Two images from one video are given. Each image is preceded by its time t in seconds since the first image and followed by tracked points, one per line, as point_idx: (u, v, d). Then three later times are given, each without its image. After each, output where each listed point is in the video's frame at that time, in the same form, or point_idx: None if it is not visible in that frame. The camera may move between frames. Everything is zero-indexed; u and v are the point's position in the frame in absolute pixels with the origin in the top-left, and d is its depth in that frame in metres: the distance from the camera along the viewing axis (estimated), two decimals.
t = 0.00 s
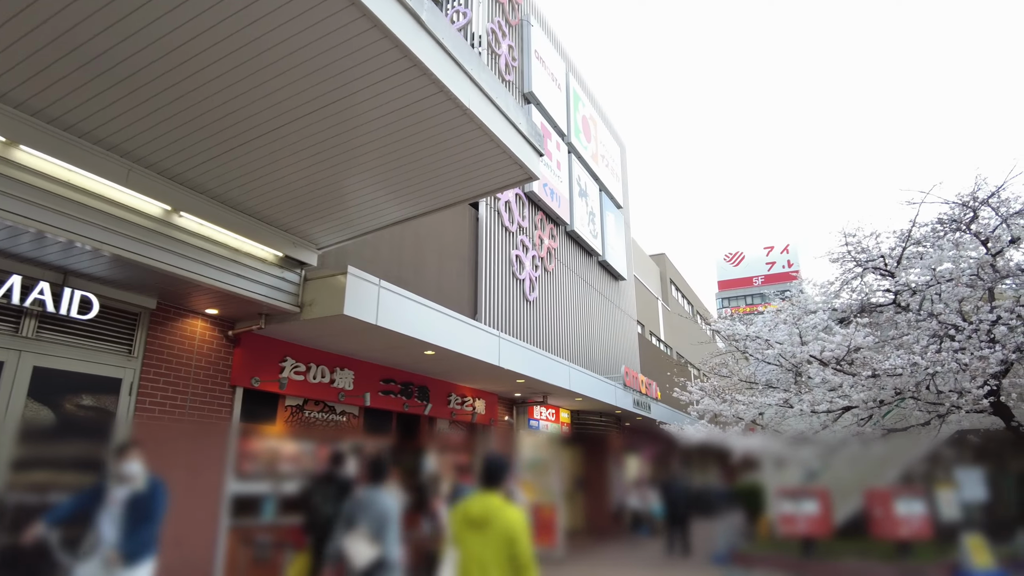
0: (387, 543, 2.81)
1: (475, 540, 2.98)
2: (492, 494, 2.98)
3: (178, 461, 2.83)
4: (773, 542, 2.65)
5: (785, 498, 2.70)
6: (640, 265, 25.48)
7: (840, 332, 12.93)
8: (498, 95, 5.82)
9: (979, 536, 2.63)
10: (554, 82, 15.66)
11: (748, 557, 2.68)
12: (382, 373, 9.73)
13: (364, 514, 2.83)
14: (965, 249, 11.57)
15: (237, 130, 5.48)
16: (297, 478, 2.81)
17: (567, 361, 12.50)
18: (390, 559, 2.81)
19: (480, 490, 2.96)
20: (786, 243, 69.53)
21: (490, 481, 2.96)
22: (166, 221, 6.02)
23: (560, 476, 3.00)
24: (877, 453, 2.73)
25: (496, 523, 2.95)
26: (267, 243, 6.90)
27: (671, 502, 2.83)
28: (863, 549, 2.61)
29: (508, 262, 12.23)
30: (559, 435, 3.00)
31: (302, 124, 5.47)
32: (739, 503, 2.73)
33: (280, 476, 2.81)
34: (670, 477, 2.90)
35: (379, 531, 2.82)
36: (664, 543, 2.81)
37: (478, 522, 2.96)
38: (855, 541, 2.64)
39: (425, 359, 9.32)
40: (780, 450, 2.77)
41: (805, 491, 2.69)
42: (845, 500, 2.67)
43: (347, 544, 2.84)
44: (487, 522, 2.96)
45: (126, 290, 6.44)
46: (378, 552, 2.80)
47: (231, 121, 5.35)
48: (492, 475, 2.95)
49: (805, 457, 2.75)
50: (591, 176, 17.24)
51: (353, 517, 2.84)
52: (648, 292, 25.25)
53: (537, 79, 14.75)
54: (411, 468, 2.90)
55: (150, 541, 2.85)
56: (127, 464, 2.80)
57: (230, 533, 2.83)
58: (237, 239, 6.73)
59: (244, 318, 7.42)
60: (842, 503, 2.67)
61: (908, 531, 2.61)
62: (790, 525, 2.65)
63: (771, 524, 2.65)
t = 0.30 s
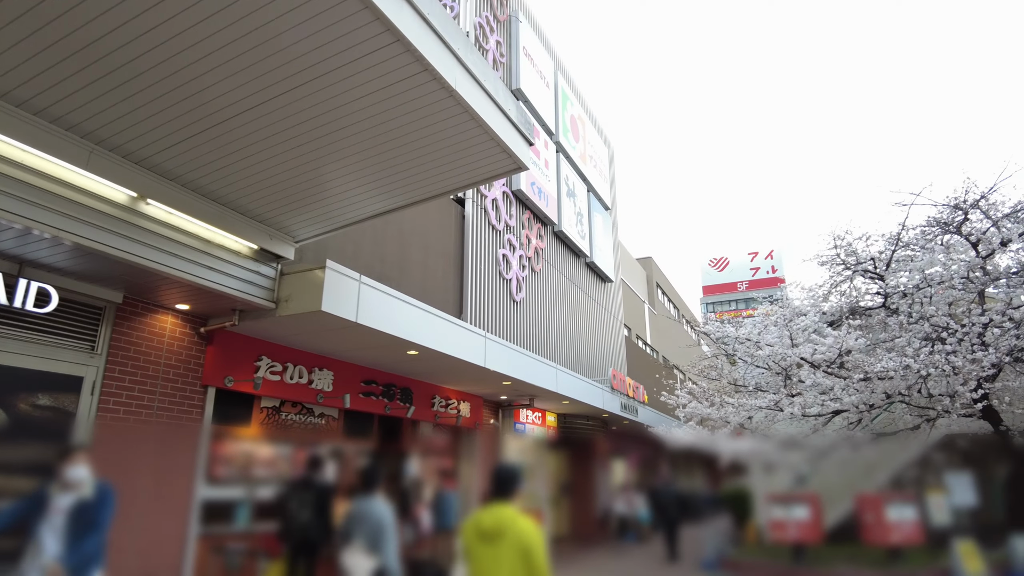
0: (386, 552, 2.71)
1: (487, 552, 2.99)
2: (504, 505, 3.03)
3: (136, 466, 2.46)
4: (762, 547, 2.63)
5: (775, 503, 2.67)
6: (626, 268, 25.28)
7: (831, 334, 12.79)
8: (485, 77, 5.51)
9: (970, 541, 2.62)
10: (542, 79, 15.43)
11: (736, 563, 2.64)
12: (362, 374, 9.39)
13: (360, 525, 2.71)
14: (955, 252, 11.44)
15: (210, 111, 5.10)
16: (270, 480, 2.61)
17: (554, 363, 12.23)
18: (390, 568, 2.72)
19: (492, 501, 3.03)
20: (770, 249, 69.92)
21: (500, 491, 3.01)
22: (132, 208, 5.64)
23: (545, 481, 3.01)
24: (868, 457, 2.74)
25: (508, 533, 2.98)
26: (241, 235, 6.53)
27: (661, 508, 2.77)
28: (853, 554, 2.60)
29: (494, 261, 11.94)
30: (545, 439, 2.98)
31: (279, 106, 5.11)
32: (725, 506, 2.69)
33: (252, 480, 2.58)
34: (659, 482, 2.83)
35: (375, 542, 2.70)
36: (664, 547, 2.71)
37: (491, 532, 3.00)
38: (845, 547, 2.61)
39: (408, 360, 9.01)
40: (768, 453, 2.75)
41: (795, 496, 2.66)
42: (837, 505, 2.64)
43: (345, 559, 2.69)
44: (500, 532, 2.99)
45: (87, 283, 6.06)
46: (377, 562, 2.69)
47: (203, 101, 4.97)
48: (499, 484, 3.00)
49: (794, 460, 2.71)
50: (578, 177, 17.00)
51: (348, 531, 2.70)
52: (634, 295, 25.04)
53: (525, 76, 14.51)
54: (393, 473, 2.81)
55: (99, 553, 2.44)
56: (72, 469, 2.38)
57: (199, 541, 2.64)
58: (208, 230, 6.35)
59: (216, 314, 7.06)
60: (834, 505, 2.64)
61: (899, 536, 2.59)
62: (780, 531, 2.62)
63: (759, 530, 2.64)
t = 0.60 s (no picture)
0: (388, 550, 2.60)
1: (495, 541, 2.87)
2: (520, 498, 2.86)
3: (94, 467, 2.44)
4: (756, 549, 2.43)
5: (770, 504, 2.47)
6: (616, 267, 25.05)
7: (827, 333, 12.58)
8: (480, 53, 5.22)
9: (968, 542, 2.38)
10: (534, 73, 15.17)
11: (731, 566, 2.45)
12: (348, 370, 9.06)
13: (362, 520, 2.60)
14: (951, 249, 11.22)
15: (189, 87, 4.77)
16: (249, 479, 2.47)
17: (546, 361, 11.95)
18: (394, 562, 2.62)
19: (505, 494, 2.84)
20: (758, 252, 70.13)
21: (514, 486, 2.82)
22: (104, 189, 5.29)
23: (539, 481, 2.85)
24: (862, 456, 2.49)
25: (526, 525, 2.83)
26: (220, 221, 6.20)
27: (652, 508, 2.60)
28: (848, 555, 2.38)
29: (485, 256, 11.65)
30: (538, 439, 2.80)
31: (261, 79, 4.77)
32: (715, 506, 2.52)
33: (231, 480, 2.48)
34: (648, 481, 2.69)
35: (376, 538, 2.60)
36: (656, 546, 2.57)
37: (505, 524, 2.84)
38: (842, 548, 2.39)
39: (396, 356, 8.71)
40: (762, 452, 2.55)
41: (792, 496, 2.44)
42: (831, 505, 2.42)
43: (347, 556, 2.60)
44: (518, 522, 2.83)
45: (55, 270, 5.72)
46: (379, 558, 2.61)
47: (177, 72, 4.62)
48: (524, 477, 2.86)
49: (789, 460, 2.50)
50: (571, 173, 16.73)
51: (348, 526, 2.60)
52: (625, 295, 24.84)
53: (517, 69, 14.25)
54: (379, 475, 2.63)
55: (44, 552, 2.45)
56: (22, 465, 2.38)
57: (174, 543, 2.52)
58: (186, 215, 6.00)
59: (194, 305, 6.72)
60: (830, 506, 2.42)
61: (896, 538, 2.36)
62: (775, 533, 2.41)
63: (752, 531, 2.44)
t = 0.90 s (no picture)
0: (407, 560, 2.67)
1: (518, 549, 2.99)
2: (550, 509, 2.95)
3: (63, 470, 2.55)
4: (755, 554, 2.45)
5: (769, 509, 2.47)
6: (610, 268, 24.79)
7: (828, 335, 11.96)
8: (478, 29, 4.92)
9: (969, 547, 2.33)
10: (529, 69, 14.90)
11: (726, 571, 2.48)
12: (337, 369, 8.75)
13: (378, 532, 2.65)
14: (952, 249, 10.99)
15: (171, 64, 4.47)
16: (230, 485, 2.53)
17: (539, 362, 11.65)
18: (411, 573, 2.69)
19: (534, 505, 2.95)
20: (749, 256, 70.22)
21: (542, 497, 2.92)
22: (75, 171, 4.95)
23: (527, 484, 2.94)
24: (860, 460, 2.47)
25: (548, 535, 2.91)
26: (201, 208, 5.87)
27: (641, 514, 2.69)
28: (847, 560, 2.33)
29: (479, 253, 11.36)
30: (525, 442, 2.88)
31: (242, 53, 4.43)
32: (711, 512, 2.54)
33: (214, 485, 2.49)
34: (643, 485, 2.76)
35: (395, 548, 2.66)
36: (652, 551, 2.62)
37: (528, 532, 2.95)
38: (840, 551, 2.37)
39: (387, 354, 8.40)
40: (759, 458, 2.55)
41: (791, 501, 2.43)
42: (830, 508, 2.40)
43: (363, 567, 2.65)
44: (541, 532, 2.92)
45: (24, 257, 5.37)
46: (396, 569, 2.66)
47: (157, 47, 4.30)
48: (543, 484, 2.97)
49: (786, 464, 2.49)
50: (566, 172, 16.43)
51: (363, 539, 2.64)
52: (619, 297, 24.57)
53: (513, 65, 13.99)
54: (365, 476, 2.64)
55: None
56: None
57: (151, 549, 2.53)
58: (164, 201, 5.67)
59: (174, 298, 6.39)
60: (829, 509, 2.40)
61: (897, 543, 2.32)
62: (772, 538, 2.42)
63: (748, 537, 2.45)
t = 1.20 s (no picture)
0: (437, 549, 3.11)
1: (548, 541, 3.45)
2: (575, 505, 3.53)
3: None
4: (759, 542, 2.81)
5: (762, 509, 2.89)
6: (598, 270, 24.53)
7: (819, 335, 11.25)
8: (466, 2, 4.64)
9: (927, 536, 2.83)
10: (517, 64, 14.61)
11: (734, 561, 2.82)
12: (316, 367, 8.40)
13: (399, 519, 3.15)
14: (944, 249, 10.65)
15: (136, 33, 4.09)
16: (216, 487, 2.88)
17: (527, 362, 11.37)
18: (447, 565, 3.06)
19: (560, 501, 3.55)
20: (736, 260, 70.44)
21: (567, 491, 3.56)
22: (30, 147, 4.57)
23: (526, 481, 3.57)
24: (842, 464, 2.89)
25: (582, 529, 3.43)
26: (170, 192, 5.50)
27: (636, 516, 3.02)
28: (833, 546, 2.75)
29: (465, 250, 11.04)
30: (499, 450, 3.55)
31: (215, 22, 4.08)
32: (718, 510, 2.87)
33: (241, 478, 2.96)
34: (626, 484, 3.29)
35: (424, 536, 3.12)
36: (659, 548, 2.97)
37: (563, 527, 3.43)
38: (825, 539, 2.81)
39: (369, 351, 8.08)
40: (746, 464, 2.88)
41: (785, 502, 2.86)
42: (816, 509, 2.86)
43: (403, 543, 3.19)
44: (576, 526, 3.42)
45: None
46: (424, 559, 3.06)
47: (122, 14, 3.94)
48: (565, 479, 3.61)
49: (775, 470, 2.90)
50: (554, 170, 16.09)
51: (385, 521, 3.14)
52: (607, 298, 24.32)
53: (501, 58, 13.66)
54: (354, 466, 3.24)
55: None
56: None
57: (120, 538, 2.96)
58: (130, 183, 5.30)
59: (142, 289, 6.02)
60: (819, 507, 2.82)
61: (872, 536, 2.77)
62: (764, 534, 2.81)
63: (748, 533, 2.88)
